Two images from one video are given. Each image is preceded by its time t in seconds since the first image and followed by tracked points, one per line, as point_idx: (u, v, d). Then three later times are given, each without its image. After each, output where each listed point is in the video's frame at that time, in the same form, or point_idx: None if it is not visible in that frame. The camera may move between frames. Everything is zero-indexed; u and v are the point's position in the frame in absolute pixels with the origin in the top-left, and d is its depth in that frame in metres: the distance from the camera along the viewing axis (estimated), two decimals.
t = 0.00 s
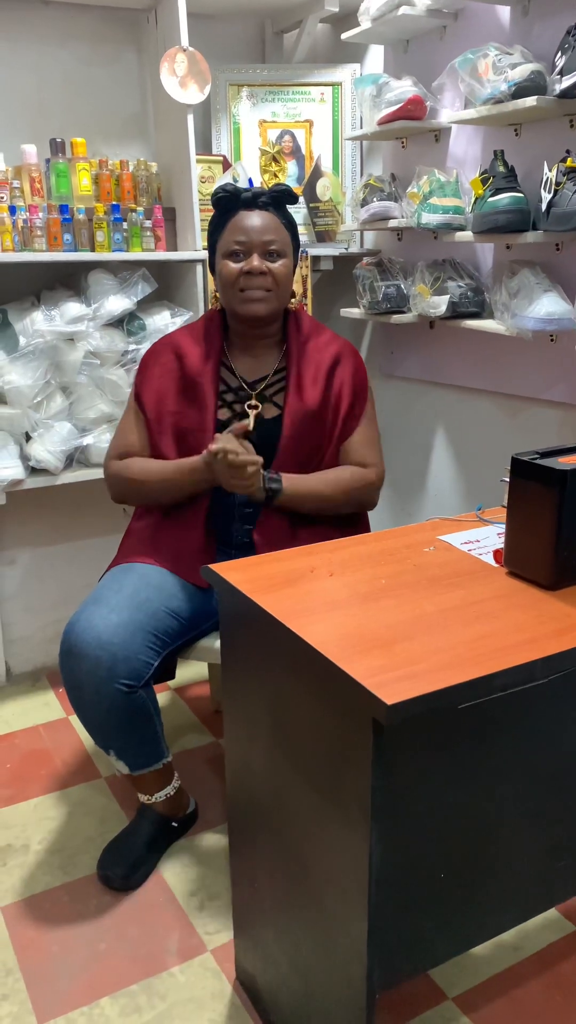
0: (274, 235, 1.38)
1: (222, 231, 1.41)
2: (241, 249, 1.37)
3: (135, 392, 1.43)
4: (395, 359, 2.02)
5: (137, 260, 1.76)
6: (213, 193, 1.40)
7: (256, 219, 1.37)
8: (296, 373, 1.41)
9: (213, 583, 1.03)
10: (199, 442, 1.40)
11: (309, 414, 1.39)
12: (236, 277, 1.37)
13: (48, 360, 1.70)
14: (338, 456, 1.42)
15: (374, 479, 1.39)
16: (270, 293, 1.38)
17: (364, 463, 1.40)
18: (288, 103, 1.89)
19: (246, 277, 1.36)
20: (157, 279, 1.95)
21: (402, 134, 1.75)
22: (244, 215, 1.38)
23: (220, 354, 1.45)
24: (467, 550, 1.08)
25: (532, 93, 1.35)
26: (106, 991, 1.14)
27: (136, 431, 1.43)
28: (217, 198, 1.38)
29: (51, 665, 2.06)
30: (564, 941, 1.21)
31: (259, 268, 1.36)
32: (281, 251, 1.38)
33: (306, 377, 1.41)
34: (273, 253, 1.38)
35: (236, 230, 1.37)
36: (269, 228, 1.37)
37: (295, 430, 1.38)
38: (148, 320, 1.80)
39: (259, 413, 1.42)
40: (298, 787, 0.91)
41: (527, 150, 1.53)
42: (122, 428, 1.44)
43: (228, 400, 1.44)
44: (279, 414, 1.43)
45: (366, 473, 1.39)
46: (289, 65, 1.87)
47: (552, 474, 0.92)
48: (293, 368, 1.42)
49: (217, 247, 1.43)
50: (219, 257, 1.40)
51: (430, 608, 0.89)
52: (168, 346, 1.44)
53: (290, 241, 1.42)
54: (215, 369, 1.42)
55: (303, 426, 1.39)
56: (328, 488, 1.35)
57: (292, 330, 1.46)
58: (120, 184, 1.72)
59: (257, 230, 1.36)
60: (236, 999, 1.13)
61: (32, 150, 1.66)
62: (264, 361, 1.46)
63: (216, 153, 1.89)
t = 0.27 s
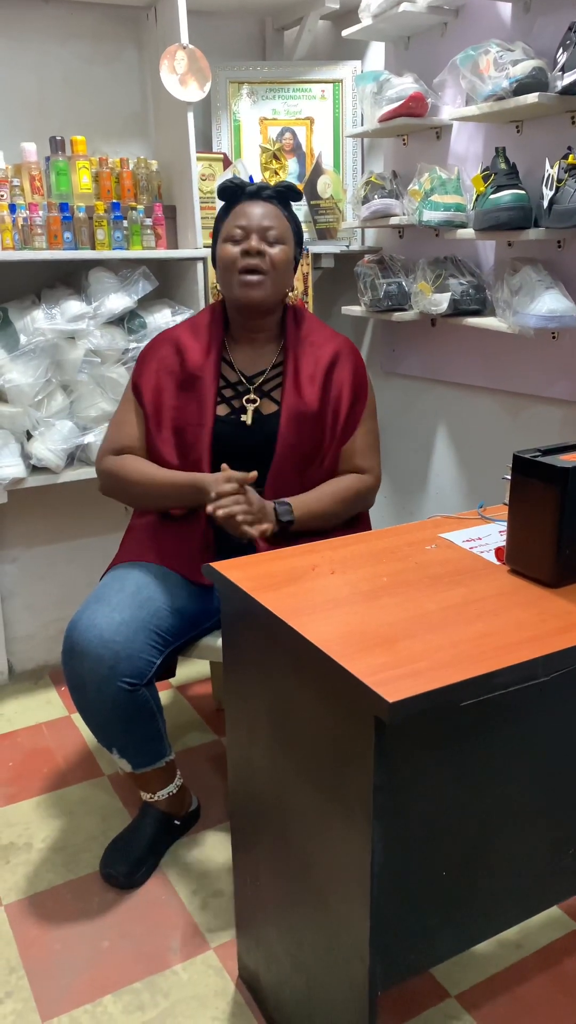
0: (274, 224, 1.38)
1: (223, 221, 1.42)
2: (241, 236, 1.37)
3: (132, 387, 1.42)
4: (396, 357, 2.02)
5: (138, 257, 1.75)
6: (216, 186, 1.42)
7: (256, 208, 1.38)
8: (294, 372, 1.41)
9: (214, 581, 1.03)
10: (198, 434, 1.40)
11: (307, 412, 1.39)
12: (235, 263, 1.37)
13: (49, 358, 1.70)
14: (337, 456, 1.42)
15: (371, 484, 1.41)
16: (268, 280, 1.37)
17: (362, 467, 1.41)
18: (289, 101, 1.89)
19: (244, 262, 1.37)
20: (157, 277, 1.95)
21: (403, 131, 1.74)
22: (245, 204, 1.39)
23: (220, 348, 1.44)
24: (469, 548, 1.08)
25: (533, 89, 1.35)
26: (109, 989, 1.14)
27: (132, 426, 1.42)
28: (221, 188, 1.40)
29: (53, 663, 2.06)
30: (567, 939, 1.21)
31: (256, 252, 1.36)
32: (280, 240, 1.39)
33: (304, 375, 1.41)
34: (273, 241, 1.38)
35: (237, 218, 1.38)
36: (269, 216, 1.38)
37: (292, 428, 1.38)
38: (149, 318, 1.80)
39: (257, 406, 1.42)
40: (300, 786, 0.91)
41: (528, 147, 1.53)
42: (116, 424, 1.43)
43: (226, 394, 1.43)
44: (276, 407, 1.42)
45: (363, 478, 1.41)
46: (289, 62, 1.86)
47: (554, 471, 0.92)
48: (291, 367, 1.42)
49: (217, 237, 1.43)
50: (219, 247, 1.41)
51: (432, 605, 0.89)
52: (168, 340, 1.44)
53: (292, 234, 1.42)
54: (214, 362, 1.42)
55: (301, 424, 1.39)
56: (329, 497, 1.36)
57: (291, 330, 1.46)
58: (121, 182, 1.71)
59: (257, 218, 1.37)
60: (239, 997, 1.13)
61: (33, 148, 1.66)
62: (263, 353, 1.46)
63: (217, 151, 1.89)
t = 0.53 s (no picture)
0: (276, 215, 1.38)
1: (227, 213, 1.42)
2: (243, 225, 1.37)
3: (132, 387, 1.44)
4: (397, 352, 2.02)
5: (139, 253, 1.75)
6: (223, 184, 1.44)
7: (260, 197, 1.39)
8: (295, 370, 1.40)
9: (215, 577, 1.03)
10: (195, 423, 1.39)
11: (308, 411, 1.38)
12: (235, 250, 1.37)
13: (50, 354, 1.70)
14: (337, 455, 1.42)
15: (367, 485, 1.43)
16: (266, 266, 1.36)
17: (358, 470, 1.43)
18: (289, 96, 1.88)
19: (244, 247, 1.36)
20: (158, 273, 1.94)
21: (404, 125, 1.74)
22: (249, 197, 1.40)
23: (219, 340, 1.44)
24: (470, 543, 1.08)
25: (534, 83, 1.34)
26: (111, 983, 1.15)
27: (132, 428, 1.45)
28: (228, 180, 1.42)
29: (55, 659, 2.07)
30: (568, 933, 1.21)
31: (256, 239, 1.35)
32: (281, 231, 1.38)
33: (305, 374, 1.39)
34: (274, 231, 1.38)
35: (240, 209, 1.39)
36: (271, 208, 1.38)
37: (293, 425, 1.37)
38: (150, 313, 1.80)
39: (257, 399, 1.41)
40: (302, 781, 0.91)
41: (529, 140, 1.52)
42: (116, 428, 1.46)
43: (226, 387, 1.42)
44: (276, 401, 1.41)
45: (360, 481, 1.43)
46: (290, 56, 1.86)
47: (555, 466, 0.92)
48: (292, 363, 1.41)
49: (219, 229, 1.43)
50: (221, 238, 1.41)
51: (433, 600, 0.89)
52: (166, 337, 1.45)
53: (296, 228, 1.42)
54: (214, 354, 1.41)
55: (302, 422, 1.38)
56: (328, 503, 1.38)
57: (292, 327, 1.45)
58: (122, 177, 1.71)
59: (260, 207, 1.38)
60: (241, 990, 1.13)
61: (33, 143, 1.66)
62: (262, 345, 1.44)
63: (217, 145, 1.88)
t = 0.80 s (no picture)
0: (271, 228, 1.36)
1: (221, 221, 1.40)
2: (237, 241, 1.36)
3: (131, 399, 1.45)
4: (399, 350, 2.02)
5: (140, 251, 1.75)
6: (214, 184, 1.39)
7: (254, 208, 1.36)
8: (290, 384, 1.40)
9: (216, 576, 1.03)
10: (189, 439, 1.39)
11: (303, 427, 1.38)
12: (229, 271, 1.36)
13: (52, 352, 1.70)
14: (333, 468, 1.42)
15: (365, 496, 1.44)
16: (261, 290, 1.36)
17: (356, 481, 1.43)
18: (291, 94, 1.88)
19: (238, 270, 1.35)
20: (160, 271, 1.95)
21: (405, 123, 1.74)
22: (242, 206, 1.37)
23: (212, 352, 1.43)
24: (471, 541, 1.08)
25: (536, 81, 1.34)
26: (113, 981, 1.15)
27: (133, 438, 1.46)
28: (219, 183, 1.38)
29: (57, 657, 2.07)
30: (569, 930, 1.22)
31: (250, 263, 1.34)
32: (277, 245, 1.37)
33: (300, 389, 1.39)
34: (269, 247, 1.36)
35: (233, 220, 1.36)
36: (265, 220, 1.36)
37: (287, 439, 1.37)
38: (151, 312, 1.80)
39: (252, 413, 1.42)
40: (303, 779, 0.91)
41: (531, 138, 1.52)
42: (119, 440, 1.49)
43: (221, 402, 1.43)
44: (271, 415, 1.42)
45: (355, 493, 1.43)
46: (291, 54, 1.86)
47: (556, 465, 0.92)
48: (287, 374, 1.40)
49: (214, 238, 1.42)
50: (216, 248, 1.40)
51: (434, 599, 0.89)
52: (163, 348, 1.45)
53: (289, 235, 1.40)
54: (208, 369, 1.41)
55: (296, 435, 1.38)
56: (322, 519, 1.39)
57: (288, 337, 1.43)
58: (123, 176, 1.71)
59: (254, 219, 1.35)
60: (242, 987, 1.13)
61: (35, 142, 1.66)
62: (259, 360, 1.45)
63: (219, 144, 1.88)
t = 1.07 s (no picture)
0: (286, 238, 1.37)
1: (231, 223, 1.39)
2: (254, 249, 1.36)
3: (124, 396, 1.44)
4: (397, 354, 2.02)
5: (139, 255, 1.76)
6: (225, 185, 1.36)
7: (269, 218, 1.35)
8: (290, 383, 1.40)
9: (216, 580, 1.03)
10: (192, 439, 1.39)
11: (300, 425, 1.38)
12: (246, 280, 1.37)
13: (51, 356, 1.71)
14: (331, 468, 1.41)
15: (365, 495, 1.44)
16: (278, 302, 1.39)
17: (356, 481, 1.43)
18: (289, 98, 1.89)
19: (257, 281, 1.36)
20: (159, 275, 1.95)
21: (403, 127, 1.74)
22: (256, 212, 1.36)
23: (212, 353, 1.43)
24: (470, 545, 1.08)
25: (533, 86, 1.35)
26: (112, 985, 1.15)
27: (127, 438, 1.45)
28: (232, 189, 1.34)
29: (56, 661, 2.07)
30: (568, 934, 1.22)
31: (270, 276, 1.36)
32: (290, 256, 1.39)
33: (298, 388, 1.40)
34: (283, 258, 1.38)
35: (249, 227, 1.35)
36: (281, 230, 1.36)
37: (285, 437, 1.38)
38: (150, 316, 1.80)
39: (252, 413, 1.42)
40: (302, 783, 0.91)
41: (529, 143, 1.52)
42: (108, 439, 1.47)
43: (221, 401, 1.44)
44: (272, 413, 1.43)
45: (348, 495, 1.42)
46: (290, 59, 1.86)
47: (554, 469, 0.92)
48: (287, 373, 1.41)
49: (224, 239, 1.41)
50: (228, 252, 1.39)
51: (433, 603, 0.89)
52: (161, 349, 1.44)
53: (299, 243, 1.41)
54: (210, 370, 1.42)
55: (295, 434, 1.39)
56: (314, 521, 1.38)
57: (290, 338, 1.44)
58: (122, 180, 1.72)
59: (269, 230, 1.35)
60: (242, 991, 1.13)
61: (34, 146, 1.67)
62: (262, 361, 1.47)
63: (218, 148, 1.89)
